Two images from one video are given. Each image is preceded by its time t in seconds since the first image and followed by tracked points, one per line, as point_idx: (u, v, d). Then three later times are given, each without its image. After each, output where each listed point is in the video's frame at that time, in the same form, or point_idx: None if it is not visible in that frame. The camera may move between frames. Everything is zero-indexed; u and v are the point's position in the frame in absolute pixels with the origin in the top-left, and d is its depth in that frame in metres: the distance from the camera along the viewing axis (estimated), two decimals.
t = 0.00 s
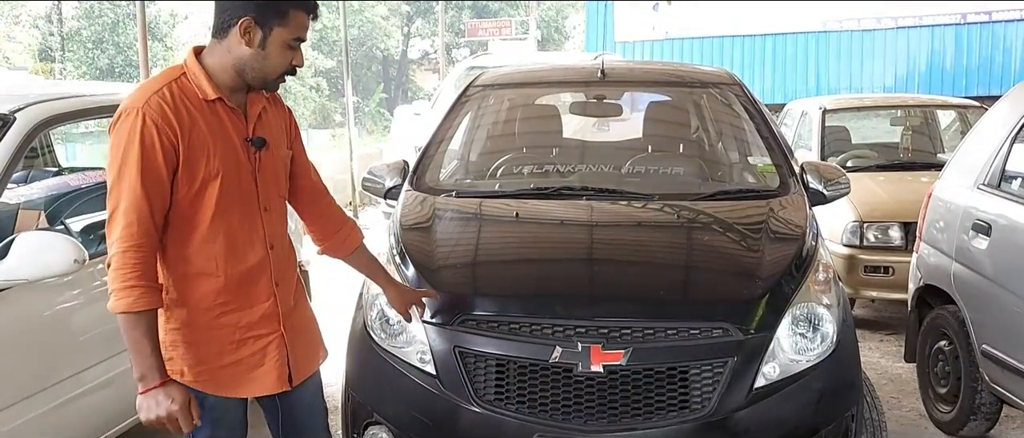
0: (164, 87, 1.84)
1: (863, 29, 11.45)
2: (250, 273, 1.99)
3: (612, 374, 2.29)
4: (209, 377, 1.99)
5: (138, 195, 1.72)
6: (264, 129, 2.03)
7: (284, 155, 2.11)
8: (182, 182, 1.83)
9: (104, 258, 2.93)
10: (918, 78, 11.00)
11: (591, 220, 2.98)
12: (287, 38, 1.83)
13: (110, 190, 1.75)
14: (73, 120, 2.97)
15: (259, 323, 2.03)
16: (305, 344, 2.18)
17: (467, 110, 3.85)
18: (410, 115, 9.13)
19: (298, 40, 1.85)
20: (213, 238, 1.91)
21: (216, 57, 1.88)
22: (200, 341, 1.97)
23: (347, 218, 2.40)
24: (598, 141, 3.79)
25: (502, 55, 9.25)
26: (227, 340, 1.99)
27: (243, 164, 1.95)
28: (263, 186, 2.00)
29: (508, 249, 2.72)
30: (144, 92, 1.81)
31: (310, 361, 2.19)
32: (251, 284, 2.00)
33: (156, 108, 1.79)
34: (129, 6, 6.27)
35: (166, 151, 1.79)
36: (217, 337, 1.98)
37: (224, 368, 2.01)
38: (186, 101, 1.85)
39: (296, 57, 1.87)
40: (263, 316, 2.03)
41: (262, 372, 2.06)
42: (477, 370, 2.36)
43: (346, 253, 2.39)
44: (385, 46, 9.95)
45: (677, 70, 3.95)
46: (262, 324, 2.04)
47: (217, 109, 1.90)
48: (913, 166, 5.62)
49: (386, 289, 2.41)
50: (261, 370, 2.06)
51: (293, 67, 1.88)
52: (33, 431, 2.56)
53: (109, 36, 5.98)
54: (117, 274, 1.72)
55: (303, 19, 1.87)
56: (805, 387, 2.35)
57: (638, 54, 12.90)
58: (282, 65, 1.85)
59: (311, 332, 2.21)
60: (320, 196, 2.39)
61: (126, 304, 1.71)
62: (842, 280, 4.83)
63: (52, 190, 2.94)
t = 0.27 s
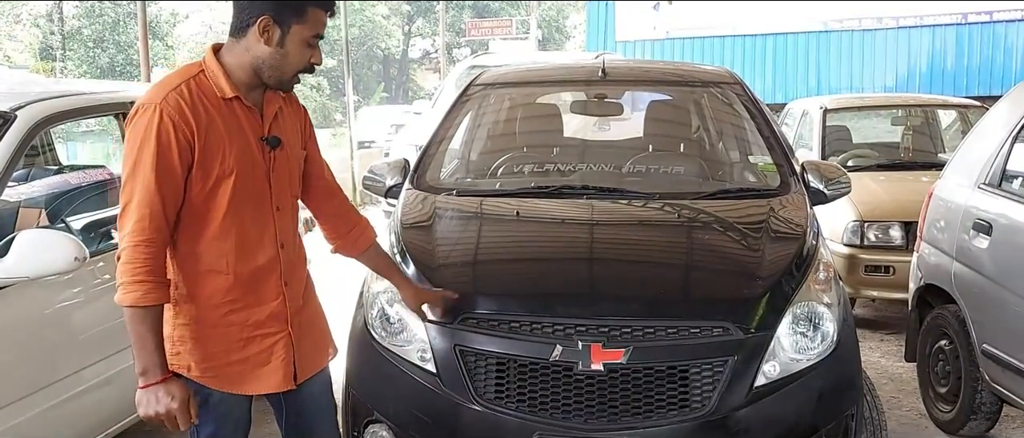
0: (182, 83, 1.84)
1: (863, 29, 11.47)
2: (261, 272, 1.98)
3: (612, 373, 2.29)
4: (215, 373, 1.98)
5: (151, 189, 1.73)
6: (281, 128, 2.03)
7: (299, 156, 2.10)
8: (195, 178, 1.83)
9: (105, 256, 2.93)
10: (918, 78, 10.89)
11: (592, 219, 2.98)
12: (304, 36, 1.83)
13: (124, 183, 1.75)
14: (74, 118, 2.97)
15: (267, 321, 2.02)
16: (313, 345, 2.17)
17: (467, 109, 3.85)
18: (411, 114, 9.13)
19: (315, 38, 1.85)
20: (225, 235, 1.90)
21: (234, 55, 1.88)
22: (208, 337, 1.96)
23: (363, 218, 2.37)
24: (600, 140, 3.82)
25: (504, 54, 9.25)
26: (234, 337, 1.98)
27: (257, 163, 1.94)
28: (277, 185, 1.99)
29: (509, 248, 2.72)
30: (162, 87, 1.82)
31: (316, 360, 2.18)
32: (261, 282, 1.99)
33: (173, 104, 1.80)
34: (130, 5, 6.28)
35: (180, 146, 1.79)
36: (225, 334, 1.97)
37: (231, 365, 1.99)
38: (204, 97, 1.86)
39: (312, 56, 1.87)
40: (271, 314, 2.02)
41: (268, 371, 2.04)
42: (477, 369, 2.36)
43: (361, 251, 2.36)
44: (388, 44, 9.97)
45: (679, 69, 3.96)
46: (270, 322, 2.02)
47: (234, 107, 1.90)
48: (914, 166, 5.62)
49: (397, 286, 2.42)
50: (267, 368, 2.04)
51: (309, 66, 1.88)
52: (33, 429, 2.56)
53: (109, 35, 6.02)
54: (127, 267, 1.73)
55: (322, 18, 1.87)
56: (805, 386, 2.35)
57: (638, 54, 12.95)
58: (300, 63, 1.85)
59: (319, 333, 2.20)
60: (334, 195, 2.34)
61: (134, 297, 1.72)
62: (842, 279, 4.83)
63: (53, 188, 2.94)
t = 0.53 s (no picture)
0: (213, 78, 1.81)
1: (866, 29, 11.56)
2: (284, 271, 1.91)
3: (613, 374, 2.29)
4: (231, 370, 1.90)
5: (178, 180, 1.69)
6: (311, 128, 1.97)
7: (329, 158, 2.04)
8: (221, 173, 1.78)
9: (107, 256, 2.92)
10: (919, 78, 11.37)
11: (593, 219, 2.99)
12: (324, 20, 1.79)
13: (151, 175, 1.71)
14: (77, 118, 2.98)
15: (288, 321, 1.94)
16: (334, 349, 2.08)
17: (468, 110, 3.84)
18: (413, 114, 9.15)
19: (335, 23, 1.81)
20: (249, 232, 1.84)
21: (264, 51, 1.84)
22: (225, 334, 1.88)
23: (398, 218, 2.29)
24: (602, 141, 3.80)
25: (505, 54, 9.26)
26: (253, 335, 1.90)
27: (284, 161, 1.89)
28: (304, 184, 1.93)
29: (510, 249, 2.72)
30: (192, 81, 1.79)
31: (338, 363, 2.08)
32: (283, 281, 1.91)
33: (202, 99, 1.76)
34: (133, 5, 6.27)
35: (207, 139, 1.74)
36: (244, 332, 1.89)
37: (247, 364, 1.91)
38: (234, 93, 1.82)
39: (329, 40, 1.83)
40: (292, 315, 1.94)
41: (285, 372, 1.95)
42: (478, 369, 2.36)
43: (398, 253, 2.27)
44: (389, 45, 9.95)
45: (680, 69, 3.95)
46: (291, 323, 1.94)
47: (265, 104, 1.86)
48: (916, 166, 5.62)
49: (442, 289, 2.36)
50: (285, 369, 1.95)
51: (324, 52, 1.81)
52: (34, 429, 2.57)
53: (111, 36, 6.02)
54: (149, 257, 1.68)
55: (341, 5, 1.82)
56: (806, 387, 2.35)
57: (639, 54, 12.78)
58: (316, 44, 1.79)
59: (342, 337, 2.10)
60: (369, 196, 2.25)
61: (156, 287, 1.67)
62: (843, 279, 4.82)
63: (55, 188, 2.94)
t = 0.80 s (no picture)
0: (241, 77, 1.86)
1: (868, 28, 11.57)
2: (317, 266, 1.89)
3: (616, 373, 2.29)
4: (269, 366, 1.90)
5: (199, 175, 1.74)
6: (347, 123, 1.95)
7: (370, 155, 2.01)
8: (246, 168, 1.81)
9: (110, 255, 2.92)
10: (923, 77, 11.40)
11: (596, 218, 2.98)
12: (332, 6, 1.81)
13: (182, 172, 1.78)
14: (80, 117, 2.98)
15: (323, 317, 1.91)
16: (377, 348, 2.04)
17: (470, 110, 3.84)
18: (415, 114, 9.14)
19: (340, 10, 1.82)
20: (278, 226, 1.85)
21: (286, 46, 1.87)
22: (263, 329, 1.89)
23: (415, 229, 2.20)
24: (602, 140, 3.82)
25: (507, 53, 9.26)
26: (289, 330, 1.90)
27: (313, 155, 1.88)
28: (336, 179, 1.92)
29: (512, 248, 2.72)
30: (221, 81, 1.85)
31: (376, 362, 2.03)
32: (317, 276, 1.90)
33: (227, 96, 1.80)
34: (135, 4, 6.25)
35: (229, 135, 1.78)
36: (280, 328, 1.89)
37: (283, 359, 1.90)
38: (260, 90, 1.85)
39: (336, 24, 1.85)
40: (328, 310, 1.92)
41: (323, 368, 1.93)
42: (481, 369, 2.36)
43: (404, 266, 2.17)
44: (399, 47, 9.38)
45: (682, 69, 3.93)
46: (328, 318, 1.92)
47: (292, 100, 1.88)
48: (918, 166, 5.61)
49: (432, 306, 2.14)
50: (323, 365, 1.93)
51: (332, 31, 1.85)
52: (36, 428, 2.56)
53: (114, 35, 5.96)
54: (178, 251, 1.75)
55: None
56: (810, 386, 2.34)
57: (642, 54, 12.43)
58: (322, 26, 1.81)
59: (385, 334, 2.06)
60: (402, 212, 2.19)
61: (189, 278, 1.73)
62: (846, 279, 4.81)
63: (57, 188, 2.96)
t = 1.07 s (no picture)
0: (257, 75, 1.88)
1: (869, 28, 11.55)
2: (327, 263, 1.88)
3: (618, 373, 2.28)
4: (277, 363, 1.90)
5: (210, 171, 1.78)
6: (361, 120, 1.93)
7: (386, 153, 1.99)
8: (258, 165, 1.83)
9: (112, 255, 2.91)
10: (924, 77, 11.29)
11: (598, 218, 2.98)
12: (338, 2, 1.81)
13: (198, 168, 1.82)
14: (81, 117, 2.98)
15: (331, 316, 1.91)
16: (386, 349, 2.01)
17: (473, 108, 3.85)
18: (416, 113, 9.14)
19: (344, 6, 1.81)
20: (289, 223, 1.85)
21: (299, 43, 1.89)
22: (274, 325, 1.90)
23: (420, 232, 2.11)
24: (605, 139, 3.79)
25: (509, 53, 9.25)
26: (298, 328, 1.89)
27: (325, 153, 1.88)
28: (347, 176, 1.90)
29: (515, 247, 2.71)
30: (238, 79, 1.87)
31: (384, 364, 2.01)
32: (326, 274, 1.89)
33: (241, 93, 1.83)
34: (136, 4, 6.24)
35: (242, 132, 1.81)
36: (289, 325, 1.89)
37: (291, 358, 1.90)
38: (274, 87, 1.86)
39: (347, 21, 1.84)
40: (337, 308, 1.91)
41: (330, 368, 1.92)
42: (484, 368, 2.35)
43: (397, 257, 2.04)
44: (401, 46, 9.31)
45: (683, 68, 3.92)
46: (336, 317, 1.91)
47: (305, 97, 1.88)
48: (921, 165, 5.60)
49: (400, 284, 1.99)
50: (330, 364, 1.92)
51: (343, 29, 1.84)
52: (36, 428, 2.56)
53: (115, 35, 5.94)
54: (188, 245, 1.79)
55: None
56: (813, 386, 2.34)
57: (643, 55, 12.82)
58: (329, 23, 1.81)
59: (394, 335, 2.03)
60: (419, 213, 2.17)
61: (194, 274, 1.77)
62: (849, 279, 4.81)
63: (58, 187, 2.95)
